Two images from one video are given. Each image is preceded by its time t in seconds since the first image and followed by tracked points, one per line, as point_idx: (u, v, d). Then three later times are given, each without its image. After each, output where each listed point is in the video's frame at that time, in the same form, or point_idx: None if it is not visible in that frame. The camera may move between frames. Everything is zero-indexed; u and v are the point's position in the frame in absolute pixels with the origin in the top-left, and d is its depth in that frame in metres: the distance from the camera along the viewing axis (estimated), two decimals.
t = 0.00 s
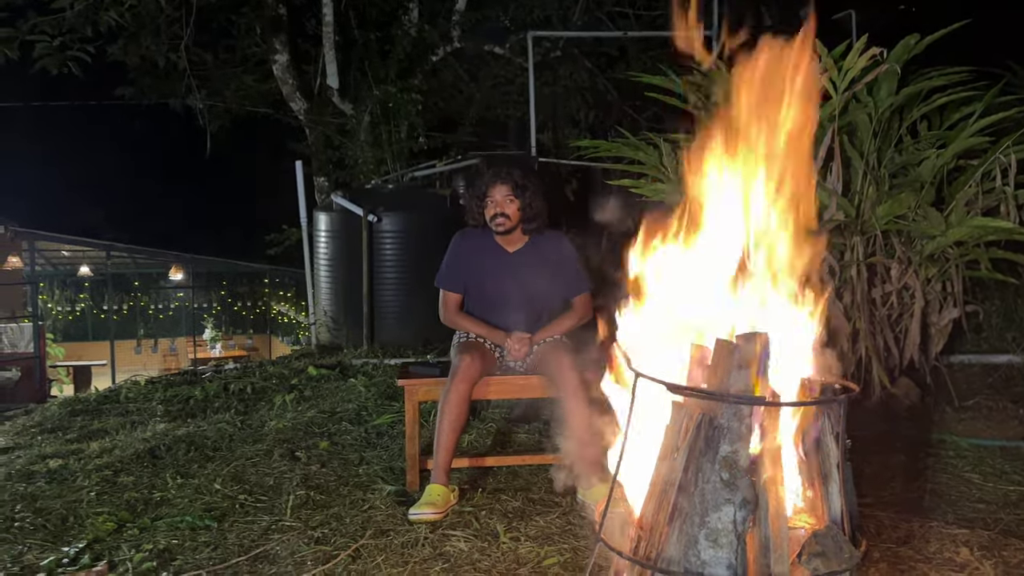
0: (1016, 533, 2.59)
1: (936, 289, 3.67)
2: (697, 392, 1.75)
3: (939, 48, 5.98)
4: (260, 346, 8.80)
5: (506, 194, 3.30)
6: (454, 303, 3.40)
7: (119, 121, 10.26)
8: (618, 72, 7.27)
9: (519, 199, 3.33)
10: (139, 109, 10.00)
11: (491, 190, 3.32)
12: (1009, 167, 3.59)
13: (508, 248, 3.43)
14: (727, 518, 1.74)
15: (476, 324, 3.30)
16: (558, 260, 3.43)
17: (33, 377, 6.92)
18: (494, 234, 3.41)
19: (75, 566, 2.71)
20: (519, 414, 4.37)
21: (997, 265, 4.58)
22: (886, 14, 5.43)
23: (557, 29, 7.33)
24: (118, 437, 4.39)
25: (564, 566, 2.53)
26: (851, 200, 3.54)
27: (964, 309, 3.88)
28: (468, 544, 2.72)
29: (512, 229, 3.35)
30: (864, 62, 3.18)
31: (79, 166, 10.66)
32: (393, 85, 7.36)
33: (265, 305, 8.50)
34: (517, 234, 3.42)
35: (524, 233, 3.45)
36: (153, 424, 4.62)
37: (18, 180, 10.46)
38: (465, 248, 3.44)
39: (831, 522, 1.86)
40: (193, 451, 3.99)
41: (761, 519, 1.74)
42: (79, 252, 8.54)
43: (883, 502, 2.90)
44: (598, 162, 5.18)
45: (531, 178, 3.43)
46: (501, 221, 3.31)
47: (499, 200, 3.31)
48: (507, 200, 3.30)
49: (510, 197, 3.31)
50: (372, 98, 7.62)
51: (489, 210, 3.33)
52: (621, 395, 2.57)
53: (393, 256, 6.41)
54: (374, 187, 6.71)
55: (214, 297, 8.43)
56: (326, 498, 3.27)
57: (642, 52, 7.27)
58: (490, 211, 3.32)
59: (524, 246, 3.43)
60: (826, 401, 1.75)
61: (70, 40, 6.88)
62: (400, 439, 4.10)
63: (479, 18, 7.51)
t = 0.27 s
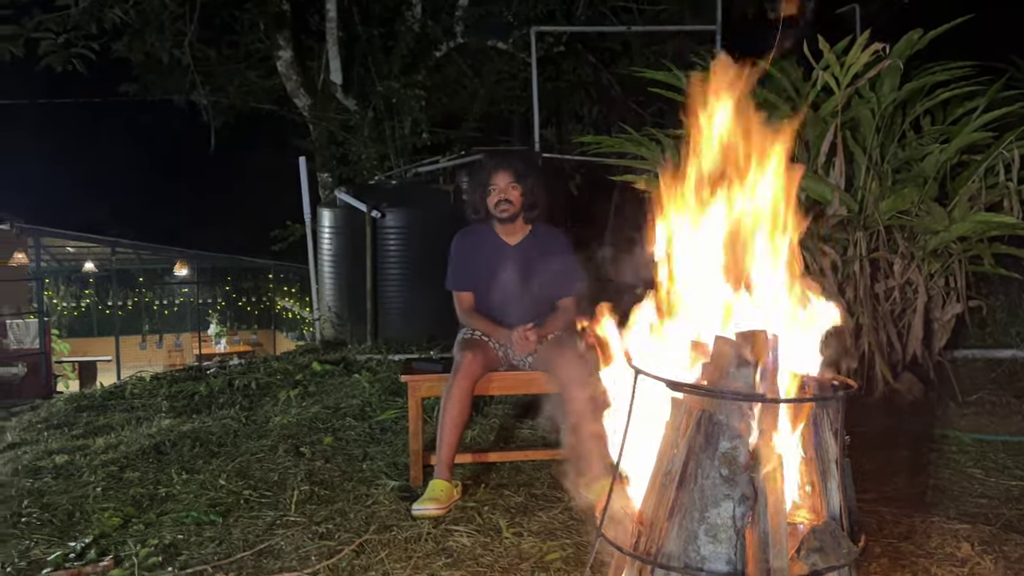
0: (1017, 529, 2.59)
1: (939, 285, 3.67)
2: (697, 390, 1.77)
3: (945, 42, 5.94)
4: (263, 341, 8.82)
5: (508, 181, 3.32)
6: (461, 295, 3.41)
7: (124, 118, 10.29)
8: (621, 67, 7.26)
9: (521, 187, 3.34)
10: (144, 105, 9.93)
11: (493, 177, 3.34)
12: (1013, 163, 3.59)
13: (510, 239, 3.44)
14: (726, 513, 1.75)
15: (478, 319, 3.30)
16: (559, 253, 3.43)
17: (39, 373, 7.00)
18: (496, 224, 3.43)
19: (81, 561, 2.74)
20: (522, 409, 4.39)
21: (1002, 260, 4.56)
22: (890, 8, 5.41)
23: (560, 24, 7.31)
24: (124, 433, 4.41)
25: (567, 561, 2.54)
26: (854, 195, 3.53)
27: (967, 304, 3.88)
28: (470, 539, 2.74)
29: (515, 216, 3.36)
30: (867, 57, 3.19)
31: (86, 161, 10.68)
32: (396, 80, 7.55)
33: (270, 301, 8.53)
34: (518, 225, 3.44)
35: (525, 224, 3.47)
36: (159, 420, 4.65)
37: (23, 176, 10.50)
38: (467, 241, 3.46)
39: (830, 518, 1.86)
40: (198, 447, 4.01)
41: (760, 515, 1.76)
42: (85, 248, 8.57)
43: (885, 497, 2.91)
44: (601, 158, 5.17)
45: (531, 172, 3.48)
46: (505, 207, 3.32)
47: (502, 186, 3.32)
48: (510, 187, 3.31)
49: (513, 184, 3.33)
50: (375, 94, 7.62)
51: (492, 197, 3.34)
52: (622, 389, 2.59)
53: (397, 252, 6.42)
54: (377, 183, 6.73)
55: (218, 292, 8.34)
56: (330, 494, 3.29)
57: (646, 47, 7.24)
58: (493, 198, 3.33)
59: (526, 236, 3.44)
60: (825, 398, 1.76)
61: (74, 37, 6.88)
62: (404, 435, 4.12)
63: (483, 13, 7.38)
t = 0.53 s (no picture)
0: (1004, 519, 2.62)
1: (928, 277, 3.71)
2: (684, 380, 1.79)
3: (936, 35, 5.95)
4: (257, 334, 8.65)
5: (500, 167, 3.35)
6: (452, 283, 3.41)
7: (112, 108, 10.25)
8: (614, 59, 7.23)
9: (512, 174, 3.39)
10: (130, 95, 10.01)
11: (484, 163, 3.36)
12: (1000, 155, 3.63)
13: (501, 226, 3.45)
14: (713, 504, 1.75)
15: (468, 308, 3.29)
16: (548, 243, 3.43)
17: (29, 366, 6.94)
18: (485, 211, 3.44)
19: (70, 554, 2.74)
20: (513, 401, 4.39)
21: (990, 252, 4.59)
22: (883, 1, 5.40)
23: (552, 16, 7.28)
24: (114, 426, 4.40)
25: (557, 552, 2.55)
26: (844, 188, 3.55)
27: (955, 296, 3.90)
28: (461, 531, 2.74)
29: (506, 201, 3.40)
30: (856, 50, 3.20)
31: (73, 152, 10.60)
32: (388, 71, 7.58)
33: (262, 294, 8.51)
34: (508, 212, 3.45)
35: (515, 212, 3.48)
36: (149, 412, 4.64)
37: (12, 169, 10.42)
38: (458, 229, 3.45)
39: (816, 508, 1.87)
40: (189, 439, 4.01)
41: (747, 505, 1.76)
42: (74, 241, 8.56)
43: (873, 488, 2.93)
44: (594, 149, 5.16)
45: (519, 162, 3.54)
46: (497, 191, 3.35)
47: (494, 171, 3.35)
48: (501, 172, 3.35)
49: (503, 170, 3.36)
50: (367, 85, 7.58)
51: (484, 183, 3.37)
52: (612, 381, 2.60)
53: (388, 244, 6.40)
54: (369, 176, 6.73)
55: (210, 285, 8.52)
56: (321, 486, 3.29)
57: (638, 39, 7.23)
58: (485, 184, 3.37)
59: (516, 223, 3.46)
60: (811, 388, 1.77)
61: (63, 28, 6.82)
62: (395, 427, 4.12)
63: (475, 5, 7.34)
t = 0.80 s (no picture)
0: (978, 497, 2.65)
1: (906, 259, 3.73)
2: (665, 357, 1.79)
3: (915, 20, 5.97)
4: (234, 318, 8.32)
5: (479, 145, 3.35)
6: (432, 262, 3.38)
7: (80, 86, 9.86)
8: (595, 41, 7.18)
9: (490, 152, 3.38)
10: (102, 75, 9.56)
11: (465, 142, 3.36)
12: (978, 139, 3.64)
13: (479, 203, 3.43)
14: (692, 480, 1.76)
15: (447, 286, 3.29)
16: (527, 223, 3.43)
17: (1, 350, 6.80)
18: (464, 188, 3.43)
19: (42, 536, 2.69)
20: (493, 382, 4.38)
21: (967, 235, 4.63)
22: None
23: None
24: (88, 408, 4.33)
25: (536, 532, 2.55)
26: (824, 170, 3.56)
27: (932, 279, 3.93)
28: (440, 511, 2.73)
29: (485, 178, 3.38)
30: (838, 32, 3.18)
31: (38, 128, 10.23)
32: (366, 51, 7.61)
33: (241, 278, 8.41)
34: (486, 190, 3.43)
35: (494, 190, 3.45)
36: (124, 395, 4.58)
37: None
38: (438, 207, 3.44)
39: (795, 485, 1.87)
40: (165, 422, 3.95)
41: (726, 482, 1.76)
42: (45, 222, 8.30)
43: (851, 467, 2.96)
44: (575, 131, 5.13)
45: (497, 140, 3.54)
46: (476, 168, 3.34)
47: (474, 149, 3.34)
48: (480, 149, 3.34)
49: (484, 147, 3.36)
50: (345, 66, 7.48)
51: (465, 161, 3.36)
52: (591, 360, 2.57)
53: (367, 227, 6.35)
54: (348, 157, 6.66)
55: (187, 270, 8.40)
56: (299, 468, 3.26)
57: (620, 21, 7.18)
58: (465, 161, 3.36)
59: (494, 202, 3.43)
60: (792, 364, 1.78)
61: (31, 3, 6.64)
62: (374, 409, 4.09)
63: None
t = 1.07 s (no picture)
0: (977, 483, 2.64)
1: (904, 246, 3.70)
2: (666, 340, 1.76)
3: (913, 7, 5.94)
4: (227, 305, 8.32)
5: (472, 126, 3.28)
6: (430, 244, 3.34)
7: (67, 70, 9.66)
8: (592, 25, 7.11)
9: (483, 132, 3.30)
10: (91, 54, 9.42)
11: (458, 124, 3.30)
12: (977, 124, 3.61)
13: (475, 185, 3.38)
14: (693, 465, 1.72)
15: (444, 268, 3.23)
16: (521, 205, 3.38)
17: None
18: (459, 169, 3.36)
19: (31, 523, 2.65)
20: (488, 369, 4.35)
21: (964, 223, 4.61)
22: None
23: None
24: (78, 394, 4.28)
25: (531, 518, 2.52)
26: (821, 155, 3.52)
27: (930, 265, 3.91)
28: (435, 497, 2.70)
29: (478, 158, 3.31)
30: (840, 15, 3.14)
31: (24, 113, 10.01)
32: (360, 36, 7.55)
33: (233, 265, 8.44)
34: (481, 171, 3.37)
35: (489, 171, 3.39)
36: (115, 381, 4.53)
37: None
38: (435, 189, 3.41)
39: (797, 471, 1.86)
40: (156, 408, 3.90)
41: (727, 467, 1.73)
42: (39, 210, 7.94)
43: (849, 454, 2.94)
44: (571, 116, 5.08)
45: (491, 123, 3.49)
46: (470, 148, 3.27)
47: (466, 131, 3.27)
48: (472, 129, 3.26)
49: (475, 127, 3.29)
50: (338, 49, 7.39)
51: (455, 143, 3.30)
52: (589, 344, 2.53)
53: (360, 213, 6.29)
54: (342, 142, 6.60)
55: (179, 256, 8.30)
56: (292, 454, 3.23)
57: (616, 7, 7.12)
58: (456, 141, 3.30)
59: (489, 183, 3.39)
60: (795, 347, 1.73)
61: None
62: (367, 395, 4.06)
63: None
